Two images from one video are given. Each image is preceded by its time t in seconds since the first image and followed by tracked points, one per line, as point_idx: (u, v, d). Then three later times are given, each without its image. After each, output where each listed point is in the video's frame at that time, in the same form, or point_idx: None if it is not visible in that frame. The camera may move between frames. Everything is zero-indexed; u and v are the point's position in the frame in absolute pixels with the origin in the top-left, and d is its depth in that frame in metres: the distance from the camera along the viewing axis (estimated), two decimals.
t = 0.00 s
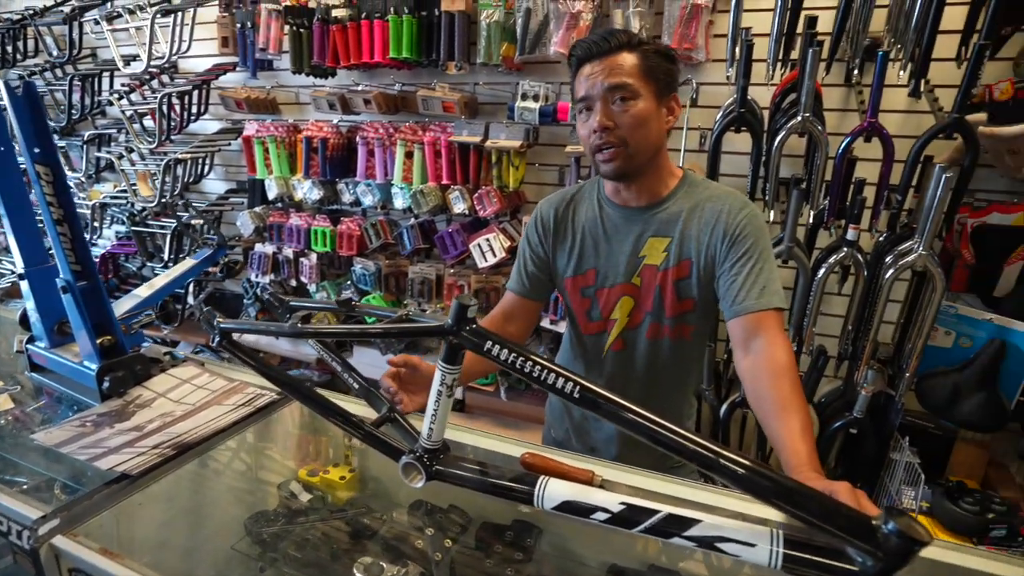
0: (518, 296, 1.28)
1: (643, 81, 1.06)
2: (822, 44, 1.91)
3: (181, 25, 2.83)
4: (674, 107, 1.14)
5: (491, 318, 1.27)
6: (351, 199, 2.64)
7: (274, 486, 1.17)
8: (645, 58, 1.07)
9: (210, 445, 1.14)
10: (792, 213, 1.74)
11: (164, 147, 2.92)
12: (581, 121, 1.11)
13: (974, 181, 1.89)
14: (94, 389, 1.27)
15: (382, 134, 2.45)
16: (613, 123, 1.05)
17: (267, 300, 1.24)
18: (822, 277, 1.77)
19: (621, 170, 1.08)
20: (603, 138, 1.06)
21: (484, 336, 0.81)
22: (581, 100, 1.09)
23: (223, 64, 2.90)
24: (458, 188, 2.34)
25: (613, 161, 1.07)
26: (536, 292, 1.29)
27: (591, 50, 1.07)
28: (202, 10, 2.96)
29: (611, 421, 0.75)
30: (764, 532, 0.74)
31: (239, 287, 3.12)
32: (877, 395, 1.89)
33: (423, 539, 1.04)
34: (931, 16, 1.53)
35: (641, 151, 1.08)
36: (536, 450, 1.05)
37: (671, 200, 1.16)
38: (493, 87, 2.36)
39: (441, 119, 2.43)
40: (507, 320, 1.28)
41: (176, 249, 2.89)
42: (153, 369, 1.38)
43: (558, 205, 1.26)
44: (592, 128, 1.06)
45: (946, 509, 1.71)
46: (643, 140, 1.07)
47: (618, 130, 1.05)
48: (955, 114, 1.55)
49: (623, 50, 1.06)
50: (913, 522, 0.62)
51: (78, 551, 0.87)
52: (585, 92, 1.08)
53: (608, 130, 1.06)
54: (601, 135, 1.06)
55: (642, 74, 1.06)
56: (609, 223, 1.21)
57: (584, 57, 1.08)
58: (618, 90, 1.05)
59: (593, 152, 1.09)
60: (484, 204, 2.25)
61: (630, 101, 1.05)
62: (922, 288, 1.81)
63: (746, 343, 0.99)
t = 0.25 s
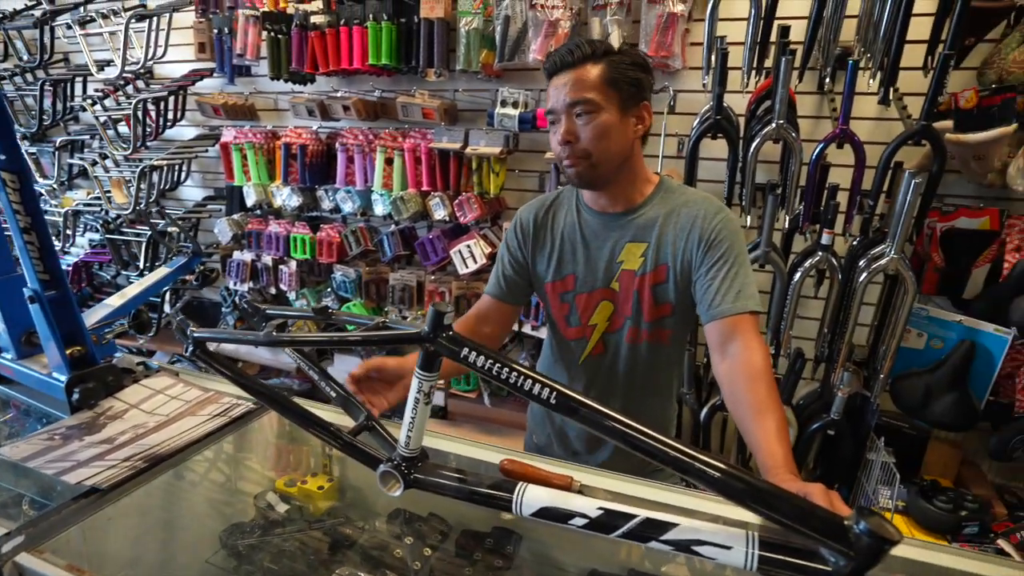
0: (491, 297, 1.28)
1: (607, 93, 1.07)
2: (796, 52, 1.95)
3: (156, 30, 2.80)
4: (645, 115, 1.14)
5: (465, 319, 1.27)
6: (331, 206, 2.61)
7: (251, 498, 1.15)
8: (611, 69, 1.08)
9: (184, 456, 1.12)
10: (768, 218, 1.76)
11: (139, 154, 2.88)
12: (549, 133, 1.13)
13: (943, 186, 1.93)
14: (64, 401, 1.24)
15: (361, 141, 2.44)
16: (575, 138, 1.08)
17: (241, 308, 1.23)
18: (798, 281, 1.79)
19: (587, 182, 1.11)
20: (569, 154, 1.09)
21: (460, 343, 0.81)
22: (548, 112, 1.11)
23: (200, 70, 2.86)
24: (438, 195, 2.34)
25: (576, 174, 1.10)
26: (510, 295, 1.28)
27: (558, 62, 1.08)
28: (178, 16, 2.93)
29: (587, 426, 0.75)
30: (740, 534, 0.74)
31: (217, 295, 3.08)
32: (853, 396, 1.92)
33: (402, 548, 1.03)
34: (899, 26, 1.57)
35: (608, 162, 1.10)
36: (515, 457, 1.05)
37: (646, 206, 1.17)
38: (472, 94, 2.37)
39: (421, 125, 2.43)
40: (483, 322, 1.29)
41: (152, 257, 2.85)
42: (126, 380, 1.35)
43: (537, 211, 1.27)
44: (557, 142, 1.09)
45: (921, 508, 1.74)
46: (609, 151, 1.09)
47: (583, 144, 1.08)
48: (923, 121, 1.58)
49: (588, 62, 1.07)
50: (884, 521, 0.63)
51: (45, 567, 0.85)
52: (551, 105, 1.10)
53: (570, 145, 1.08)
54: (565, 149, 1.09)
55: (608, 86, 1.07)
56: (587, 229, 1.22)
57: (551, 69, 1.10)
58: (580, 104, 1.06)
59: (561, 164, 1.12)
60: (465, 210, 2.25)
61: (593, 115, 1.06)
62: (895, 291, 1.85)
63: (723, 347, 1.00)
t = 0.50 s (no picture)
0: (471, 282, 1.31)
1: (596, 93, 1.08)
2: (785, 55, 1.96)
3: (145, 30, 2.77)
4: (633, 115, 1.15)
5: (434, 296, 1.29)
6: (321, 207, 2.62)
7: (240, 501, 1.15)
8: (601, 69, 1.09)
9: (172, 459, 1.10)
10: (758, 220, 1.77)
11: (127, 155, 2.85)
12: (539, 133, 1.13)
13: (931, 188, 1.95)
14: (49, 404, 1.23)
15: (352, 142, 2.43)
16: (565, 138, 1.08)
17: (232, 310, 1.20)
18: (788, 282, 1.80)
19: (579, 181, 1.11)
20: (560, 153, 1.09)
21: (450, 345, 0.80)
22: (539, 113, 1.12)
23: (189, 70, 2.84)
24: (429, 197, 2.33)
25: (567, 174, 1.11)
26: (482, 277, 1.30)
27: (548, 63, 1.09)
28: (167, 16, 2.91)
29: (578, 428, 0.75)
30: (730, 535, 0.74)
31: (207, 297, 3.06)
32: (843, 397, 1.93)
33: (393, 551, 1.03)
34: (887, 29, 1.58)
35: (599, 162, 1.10)
36: (506, 459, 1.05)
37: (636, 208, 1.18)
38: (464, 96, 2.37)
39: (412, 127, 2.43)
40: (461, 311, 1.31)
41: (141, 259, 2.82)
42: (113, 383, 1.34)
43: (528, 211, 1.27)
44: (546, 143, 1.10)
45: (909, 507, 1.75)
46: (599, 151, 1.09)
47: (573, 143, 1.08)
48: (911, 124, 1.60)
49: (577, 63, 1.08)
50: (873, 521, 0.63)
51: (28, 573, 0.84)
52: (541, 106, 1.10)
53: (560, 145, 1.09)
54: (556, 149, 1.10)
55: (597, 87, 1.08)
56: (577, 231, 1.22)
57: (541, 70, 1.10)
58: (569, 103, 1.07)
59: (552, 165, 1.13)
60: (456, 212, 2.25)
61: (582, 113, 1.07)
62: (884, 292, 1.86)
63: (713, 348, 1.00)
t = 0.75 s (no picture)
0: (462, 276, 1.30)
1: (605, 90, 1.08)
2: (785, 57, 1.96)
3: (144, 33, 2.77)
4: (635, 116, 1.15)
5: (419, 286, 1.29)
6: (321, 209, 2.61)
7: (238, 504, 1.14)
8: (605, 68, 1.09)
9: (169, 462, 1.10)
10: (758, 222, 1.76)
11: (126, 157, 2.85)
12: (544, 130, 1.12)
13: (932, 190, 1.95)
14: (46, 406, 1.22)
15: (351, 144, 2.42)
16: (576, 131, 1.06)
17: (230, 313, 1.19)
18: (789, 284, 1.80)
19: (584, 177, 1.09)
20: (567, 147, 1.07)
21: (448, 347, 0.80)
22: (542, 110, 1.11)
23: (189, 72, 2.84)
24: (428, 199, 2.32)
25: (577, 168, 1.08)
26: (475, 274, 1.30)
27: (553, 60, 1.09)
28: (166, 18, 2.91)
29: (577, 431, 0.74)
30: (729, 538, 0.74)
31: (206, 300, 3.05)
32: (843, 399, 1.93)
33: (391, 554, 1.02)
34: (887, 31, 1.58)
35: (605, 158, 1.09)
36: (505, 462, 1.04)
37: (636, 210, 1.17)
38: (463, 98, 2.37)
39: (411, 129, 2.43)
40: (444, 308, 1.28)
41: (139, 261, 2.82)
42: (110, 385, 1.33)
43: (526, 213, 1.27)
44: (555, 137, 1.08)
45: (910, 510, 1.75)
46: (606, 147, 1.08)
47: (581, 138, 1.06)
48: (912, 126, 1.59)
49: (583, 61, 1.08)
50: (874, 525, 0.62)
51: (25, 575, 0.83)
52: (546, 102, 1.09)
53: (570, 139, 1.07)
54: (563, 143, 1.07)
55: (604, 84, 1.08)
56: (576, 233, 1.22)
57: (545, 67, 1.10)
58: (579, 98, 1.07)
59: (559, 161, 1.11)
60: (455, 214, 2.24)
61: (591, 108, 1.07)
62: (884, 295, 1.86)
63: (713, 351, 1.00)
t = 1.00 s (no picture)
0: (464, 281, 1.29)
1: (608, 81, 1.07)
2: (785, 50, 1.95)
3: (141, 28, 2.76)
4: (636, 109, 1.15)
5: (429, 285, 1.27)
6: (319, 204, 2.58)
7: (237, 498, 1.14)
8: (608, 59, 1.09)
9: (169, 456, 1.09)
10: (759, 216, 1.76)
11: (124, 153, 2.84)
12: (546, 121, 1.11)
13: (933, 184, 1.94)
14: (46, 401, 1.22)
15: (350, 139, 2.42)
16: (580, 121, 1.06)
17: (227, 307, 1.20)
18: (789, 279, 1.79)
19: (587, 169, 1.09)
20: (570, 136, 1.06)
21: (445, 341, 0.79)
22: (545, 99, 1.10)
23: (186, 68, 2.83)
24: (427, 194, 2.31)
25: (580, 160, 1.08)
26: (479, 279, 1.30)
27: (555, 50, 1.08)
28: (163, 13, 2.90)
29: (576, 425, 0.74)
30: (729, 531, 0.73)
31: (205, 296, 3.05)
32: (843, 394, 1.92)
33: (390, 548, 1.02)
34: (889, 23, 1.57)
35: (608, 149, 1.08)
36: (504, 456, 1.04)
37: (636, 204, 1.16)
38: (462, 92, 2.36)
39: (410, 124, 2.42)
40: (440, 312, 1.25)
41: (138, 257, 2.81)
42: (110, 380, 1.33)
43: (523, 209, 1.26)
44: (558, 127, 1.07)
45: (910, 505, 1.75)
46: (609, 138, 1.08)
47: (585, 128, 1.06)
48: (914, 119, 1.58)
49: (587, 51, 1.07)
50: (873, 518, 0.62)
51: (24, 569, 0.82)
52: (549, 92, 1.08)
53: (574, 128, 1.06)
54: (567, 133, 1.07)
55: (607, 75, 1.07)
56: (574, 228, 1.21)
57: (548, 57, 1.09)
58: (582, 89, 1.06)
59: (561, 151, 1.10)
60: (453, 209, 2.22)
61: (595, 99, 1.06)
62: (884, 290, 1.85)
63: (712, 345, 0.99)
